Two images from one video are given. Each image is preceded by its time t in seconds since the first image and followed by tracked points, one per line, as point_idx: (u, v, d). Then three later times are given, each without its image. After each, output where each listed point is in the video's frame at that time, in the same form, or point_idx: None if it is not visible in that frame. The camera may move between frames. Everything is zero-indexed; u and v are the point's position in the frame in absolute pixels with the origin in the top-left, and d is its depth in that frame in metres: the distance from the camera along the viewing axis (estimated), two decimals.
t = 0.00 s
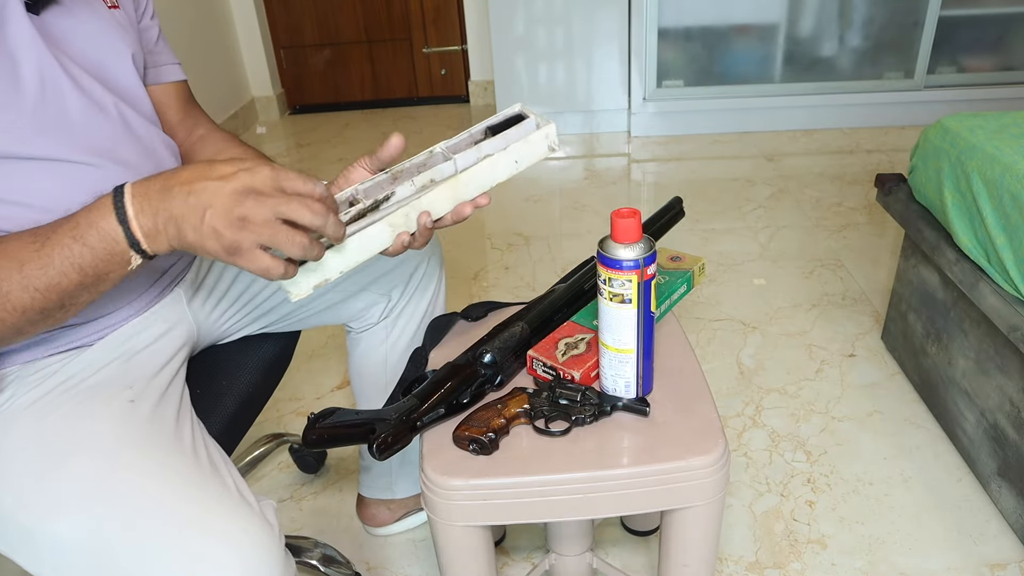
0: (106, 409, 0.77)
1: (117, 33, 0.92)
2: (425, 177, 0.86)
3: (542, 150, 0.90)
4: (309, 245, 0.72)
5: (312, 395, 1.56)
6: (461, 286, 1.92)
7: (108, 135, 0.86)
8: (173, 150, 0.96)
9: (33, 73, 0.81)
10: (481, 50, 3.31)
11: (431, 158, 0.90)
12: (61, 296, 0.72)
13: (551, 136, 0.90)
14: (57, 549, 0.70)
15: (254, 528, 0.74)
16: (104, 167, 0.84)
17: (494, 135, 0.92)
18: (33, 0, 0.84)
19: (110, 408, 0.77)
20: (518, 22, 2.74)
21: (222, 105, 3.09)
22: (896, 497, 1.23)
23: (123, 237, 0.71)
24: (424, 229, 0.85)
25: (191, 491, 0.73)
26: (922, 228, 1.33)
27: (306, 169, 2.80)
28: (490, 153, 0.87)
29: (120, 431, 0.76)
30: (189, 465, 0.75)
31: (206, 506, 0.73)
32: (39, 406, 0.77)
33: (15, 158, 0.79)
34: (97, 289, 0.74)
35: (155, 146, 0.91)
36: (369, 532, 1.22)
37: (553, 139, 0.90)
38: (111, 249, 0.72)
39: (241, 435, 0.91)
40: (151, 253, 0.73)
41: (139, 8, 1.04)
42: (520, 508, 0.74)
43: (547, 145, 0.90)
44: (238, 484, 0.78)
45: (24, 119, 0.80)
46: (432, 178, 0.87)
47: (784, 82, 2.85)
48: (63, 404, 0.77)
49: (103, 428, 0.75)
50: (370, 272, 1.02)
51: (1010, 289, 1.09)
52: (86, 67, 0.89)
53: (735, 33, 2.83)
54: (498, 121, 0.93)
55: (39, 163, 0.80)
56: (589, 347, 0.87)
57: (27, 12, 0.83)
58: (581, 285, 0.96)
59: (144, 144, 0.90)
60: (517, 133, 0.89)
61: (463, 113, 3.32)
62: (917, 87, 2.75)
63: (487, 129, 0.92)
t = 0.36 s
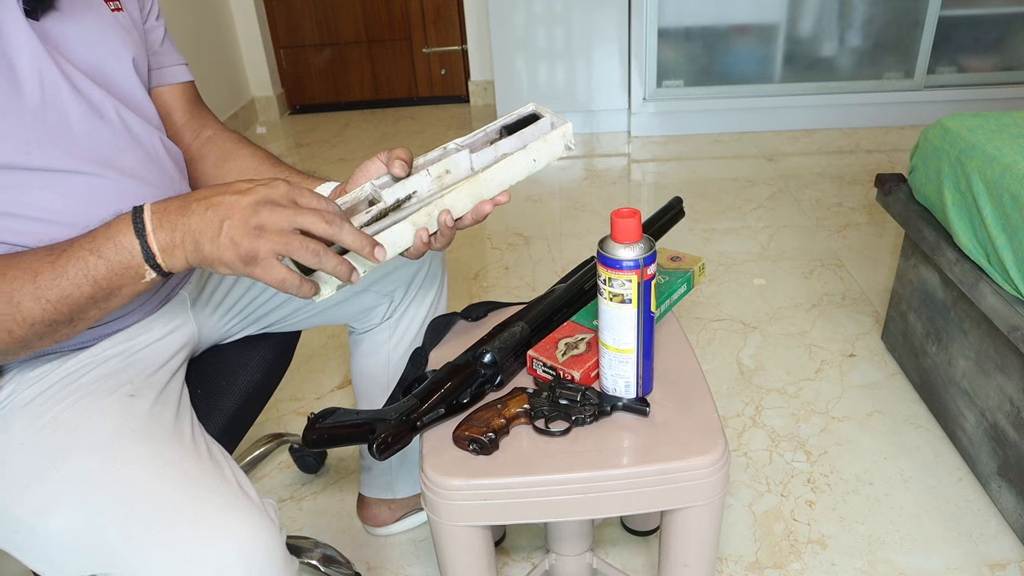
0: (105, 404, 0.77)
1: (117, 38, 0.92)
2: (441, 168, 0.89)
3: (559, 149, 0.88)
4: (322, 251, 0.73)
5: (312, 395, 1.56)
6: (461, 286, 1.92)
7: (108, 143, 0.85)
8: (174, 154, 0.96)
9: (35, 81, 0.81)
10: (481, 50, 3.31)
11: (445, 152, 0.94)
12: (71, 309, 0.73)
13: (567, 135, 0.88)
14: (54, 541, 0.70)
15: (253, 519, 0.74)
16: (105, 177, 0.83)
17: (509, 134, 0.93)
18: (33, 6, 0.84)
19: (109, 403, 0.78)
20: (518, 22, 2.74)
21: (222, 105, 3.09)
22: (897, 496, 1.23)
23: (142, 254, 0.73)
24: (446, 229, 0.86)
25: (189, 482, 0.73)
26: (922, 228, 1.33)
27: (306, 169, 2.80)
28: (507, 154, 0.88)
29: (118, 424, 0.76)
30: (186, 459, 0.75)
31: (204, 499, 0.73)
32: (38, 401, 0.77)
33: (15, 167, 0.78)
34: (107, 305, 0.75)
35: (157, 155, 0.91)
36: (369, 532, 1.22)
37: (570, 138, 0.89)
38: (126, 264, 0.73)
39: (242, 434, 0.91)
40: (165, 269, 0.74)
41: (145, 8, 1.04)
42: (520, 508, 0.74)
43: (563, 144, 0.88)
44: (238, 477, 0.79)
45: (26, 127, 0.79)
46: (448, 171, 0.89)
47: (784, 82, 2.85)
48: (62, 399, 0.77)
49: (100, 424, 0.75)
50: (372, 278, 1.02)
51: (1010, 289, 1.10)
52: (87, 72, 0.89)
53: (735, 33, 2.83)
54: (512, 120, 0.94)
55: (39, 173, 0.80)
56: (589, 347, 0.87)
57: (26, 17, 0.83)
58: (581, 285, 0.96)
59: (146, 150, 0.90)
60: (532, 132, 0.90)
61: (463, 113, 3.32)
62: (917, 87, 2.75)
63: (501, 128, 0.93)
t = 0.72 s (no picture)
0: (104, 402, 0.78)
1: (122, 43, 0.92)
2: (444, 166, 0.90)
3: (561, 136, 0.87)
4: (341, 264, 0.74)
5: (312, 395, 1.56)
6: (461, 286, 1.92)
7: (111, 147, 0.86)
8: (177, 158, 0.96)
9: (41, 86, 0.81)
10: (481, 50, 3.31)
11: (448, 150, 0.94)
12: (94, 313, 0.73)
13: (570, 122, 0.87)
14: (54, 540, 0.70)
15: (253, 516, 0.74)
16: (107, 183, 0.83)
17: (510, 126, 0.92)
18: (38, 10, 0.84)
19: (109, 402, 0.78)
20: (518, 21, 2.74)
21: (222, 105, 3.09)
22: (896, 496, 1.23)
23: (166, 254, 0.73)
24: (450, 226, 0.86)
25: (189, 480, 0.74)
26: (922, 228, 1.33)
27: (306, 169, 2.80)
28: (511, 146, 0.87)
29: (116, 422, 0.76)
30: (185, 457, 0.75)
31: (204, 498, 0.73)
32: (36, 400, 0.77)
33: (17, 171, 0.78)
34: (130, 307, 0.75)
35: (160, 157, 0.91)
36: (369, 532, 1.22)
37: (573, 125, 0.88)
38: (151, 267, 0.73)
39: (241, 435, 0.91)
40: (191, 274, 0.75)
41: (153, 13, 1.04)
42: (519, 508, 0.74)
43: (565, 131, 0.87)
44: (238, 475, 0.79)
45: (30, 132, 0.79)
46: (451, 167, 0.90)
47: (784, 82, 2.85)
48: (62, 398, 0.77)
49: (99, 423, 0.75)
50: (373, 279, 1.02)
51: (1010, 289, 1.10)
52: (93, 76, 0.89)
53: (735, 33, 2.83)
54: (512, 111, 0.93)
55: (40, 176, 0.79)
56: (589, 347, 0.87)
57: (31, 22, 0.83)
58: (581, 285, 0.96)
59: (149, 153, 0.90)
60: (535, 121, 0.89)
61: (463, 113, 3.32)
62: (917, 87, 2.75)
63: (502, 121, 0.93)
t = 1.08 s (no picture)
0: (105, 401, 0.77)
1: (130, 45, 0.93)
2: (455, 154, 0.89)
3: (562, 119, 0.85)
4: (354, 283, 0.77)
5: (312, 395, 1.56)
6: (461, 286, 1.92)
7: (119, 148, 0.86)
8: (182, 161, 0.96)
9: (50, 87, 0.81)
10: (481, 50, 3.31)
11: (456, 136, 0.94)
12: (91, 337, 0.71)
13: (569, 105, 0.85)
14: (54, 539, 0.70)
15: (255, 514, 0.74)
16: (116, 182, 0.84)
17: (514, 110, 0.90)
18: (48, 12, 0.84)
19: (110, 401, 0.78)
20: (518, 21, 2.74)
21: (222, 105, 3.09)
22: (896, 496, 1.23)
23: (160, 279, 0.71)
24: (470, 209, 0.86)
25: (190, 478, 0.74)
26: (922, 228, 1.33)
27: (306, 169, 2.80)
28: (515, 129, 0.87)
29: (117, 421, 0.76)
30: (185, 455, 0.75)
31: (204, 498, 0.73)
32: (36, 399, 0.76)
33: (27, 172, 0.78)
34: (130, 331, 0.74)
35: (166, 158, 0.91)
36: (369, 532, 1.22)
37: (571, 107, 0.85)
38: (149, 293, 0.71)
39: (242, 434, 0.91)
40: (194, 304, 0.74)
41: (157, 15, 1.04)
42: (520, 507, 0.74)
43: (566, 114, 0.85)
44: (239, 475, 0.79)
45: (38, 132, 0.79)
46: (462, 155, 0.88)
47: (784, 82, 2.85)
48: (63, 397, 0.77)
49: (99, 423, 0.75)
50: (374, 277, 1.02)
51: (1010, 289, 1.10)
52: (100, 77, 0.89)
53: (735, 33, 2.83)
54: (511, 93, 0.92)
55: (50, 176, 0.79)
56: (589, 347, 0.87)
57: (41, 22, 0.83)
58: (581, 285, 0.96)
59: (156, 154, 0.90)
60: (534, 107, 0.86)
61: (463, 113, 3.32)
62: (917, 87, 2.75)
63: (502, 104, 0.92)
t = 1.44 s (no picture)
0: (104, 400, 0.77)
1: (135, 46, 0.92)
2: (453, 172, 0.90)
3: (554, 142, 0.92)
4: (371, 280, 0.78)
5: (312, 396, 1.56)
6: (461, 286, 1.92)
7: (123, 146, 0.86)
8: (186, 161, 0.96)
9: (56, 87, 0.81)
10: (481, 50, 3.31)
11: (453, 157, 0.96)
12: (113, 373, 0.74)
13: (561, 129, 0.92)
14: (54, 538, 0.70)
15: (255, 513, 0.74)
16: (122, 180, 0.83)
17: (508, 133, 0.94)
18: (57, 12, 0.84)
19: (110, 399, 0.77)
20: (518, 21, 2.74)
21: (222, 105, 3.09)
22: (896, 496, 1.23)
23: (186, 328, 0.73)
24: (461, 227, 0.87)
25: (190, 477, 0.74)
26: (922, 228, 1.33)
27: (306, 169, 2.80)
28: (509, 151, 0.90)
29: (117, 420, 0.76)
30: (185, 455, 0.75)
31: (204, 497, 0.73)
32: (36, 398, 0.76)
33: (31, 170, 0.78)
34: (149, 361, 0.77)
35: (171, 158, 0.91)
36: (369, 532, 1.22)
37: (563, 131, 0.92)
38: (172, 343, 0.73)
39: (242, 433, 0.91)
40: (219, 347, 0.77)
41: (159, 21, 1.04)
42: (519, 508, 0.74)
43: (557, 137, 0.92)
44: (239, 474, 0.78)
45: (43, 130, 0.79)
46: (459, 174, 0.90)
47: (784, 82, 2.85)
48: (63, 394, 0.76)
49: (99, 422, 0.75)
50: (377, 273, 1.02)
51: (1010, 289, 1.10)
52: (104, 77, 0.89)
53: (735, 33, 2.83)
54: (507, 119, 0.96)
55: (55, 173, 0.80)
56: (589, 347, 0.87)
57: (49, 23, 0.83)
58: (581, 285, 0.96)
59: (162, 154, 0.89)
60: (528, 129, 0.92)
61: (463, 113, 3.32)
62: (917, 87, 2.75)
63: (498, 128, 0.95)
